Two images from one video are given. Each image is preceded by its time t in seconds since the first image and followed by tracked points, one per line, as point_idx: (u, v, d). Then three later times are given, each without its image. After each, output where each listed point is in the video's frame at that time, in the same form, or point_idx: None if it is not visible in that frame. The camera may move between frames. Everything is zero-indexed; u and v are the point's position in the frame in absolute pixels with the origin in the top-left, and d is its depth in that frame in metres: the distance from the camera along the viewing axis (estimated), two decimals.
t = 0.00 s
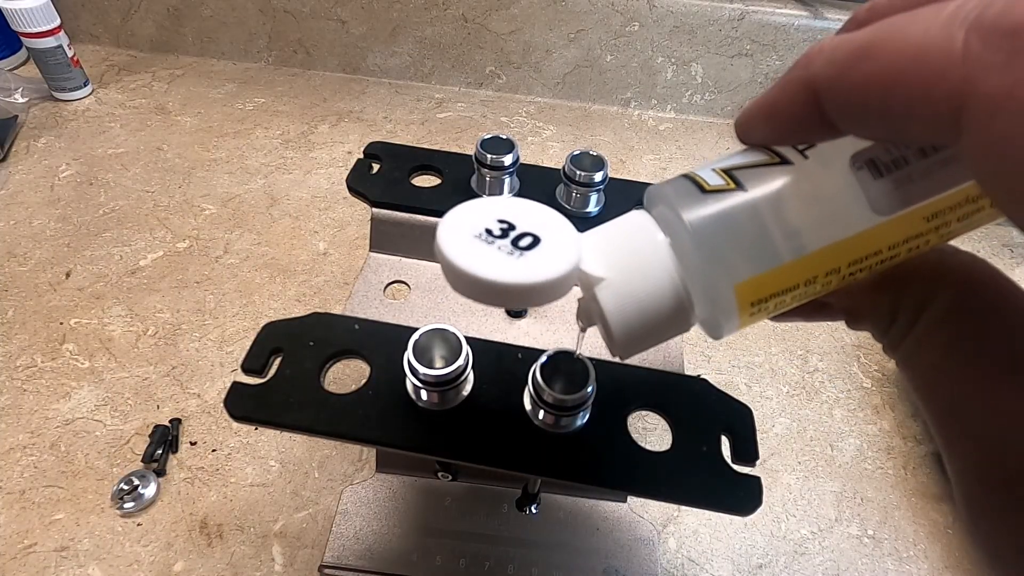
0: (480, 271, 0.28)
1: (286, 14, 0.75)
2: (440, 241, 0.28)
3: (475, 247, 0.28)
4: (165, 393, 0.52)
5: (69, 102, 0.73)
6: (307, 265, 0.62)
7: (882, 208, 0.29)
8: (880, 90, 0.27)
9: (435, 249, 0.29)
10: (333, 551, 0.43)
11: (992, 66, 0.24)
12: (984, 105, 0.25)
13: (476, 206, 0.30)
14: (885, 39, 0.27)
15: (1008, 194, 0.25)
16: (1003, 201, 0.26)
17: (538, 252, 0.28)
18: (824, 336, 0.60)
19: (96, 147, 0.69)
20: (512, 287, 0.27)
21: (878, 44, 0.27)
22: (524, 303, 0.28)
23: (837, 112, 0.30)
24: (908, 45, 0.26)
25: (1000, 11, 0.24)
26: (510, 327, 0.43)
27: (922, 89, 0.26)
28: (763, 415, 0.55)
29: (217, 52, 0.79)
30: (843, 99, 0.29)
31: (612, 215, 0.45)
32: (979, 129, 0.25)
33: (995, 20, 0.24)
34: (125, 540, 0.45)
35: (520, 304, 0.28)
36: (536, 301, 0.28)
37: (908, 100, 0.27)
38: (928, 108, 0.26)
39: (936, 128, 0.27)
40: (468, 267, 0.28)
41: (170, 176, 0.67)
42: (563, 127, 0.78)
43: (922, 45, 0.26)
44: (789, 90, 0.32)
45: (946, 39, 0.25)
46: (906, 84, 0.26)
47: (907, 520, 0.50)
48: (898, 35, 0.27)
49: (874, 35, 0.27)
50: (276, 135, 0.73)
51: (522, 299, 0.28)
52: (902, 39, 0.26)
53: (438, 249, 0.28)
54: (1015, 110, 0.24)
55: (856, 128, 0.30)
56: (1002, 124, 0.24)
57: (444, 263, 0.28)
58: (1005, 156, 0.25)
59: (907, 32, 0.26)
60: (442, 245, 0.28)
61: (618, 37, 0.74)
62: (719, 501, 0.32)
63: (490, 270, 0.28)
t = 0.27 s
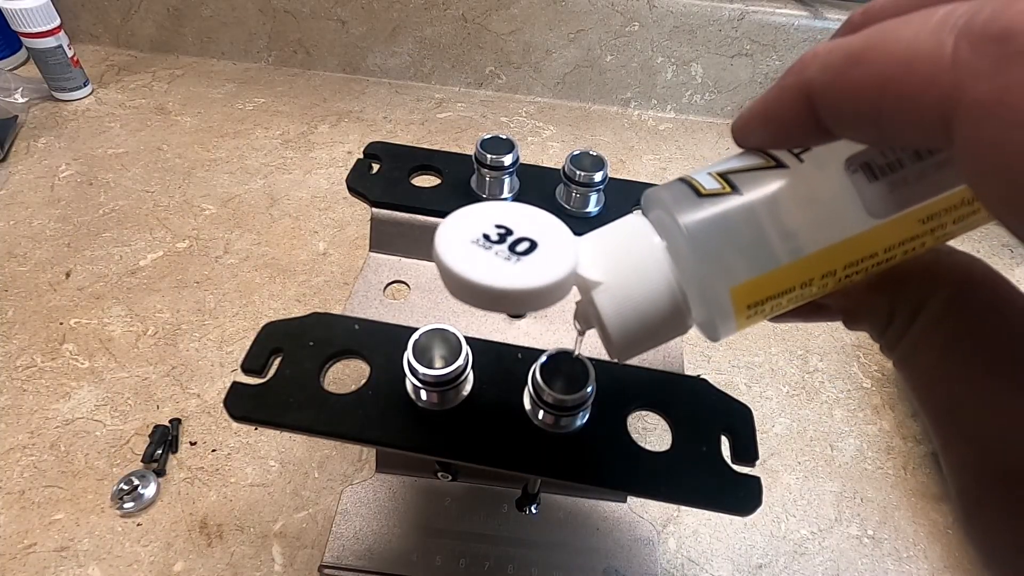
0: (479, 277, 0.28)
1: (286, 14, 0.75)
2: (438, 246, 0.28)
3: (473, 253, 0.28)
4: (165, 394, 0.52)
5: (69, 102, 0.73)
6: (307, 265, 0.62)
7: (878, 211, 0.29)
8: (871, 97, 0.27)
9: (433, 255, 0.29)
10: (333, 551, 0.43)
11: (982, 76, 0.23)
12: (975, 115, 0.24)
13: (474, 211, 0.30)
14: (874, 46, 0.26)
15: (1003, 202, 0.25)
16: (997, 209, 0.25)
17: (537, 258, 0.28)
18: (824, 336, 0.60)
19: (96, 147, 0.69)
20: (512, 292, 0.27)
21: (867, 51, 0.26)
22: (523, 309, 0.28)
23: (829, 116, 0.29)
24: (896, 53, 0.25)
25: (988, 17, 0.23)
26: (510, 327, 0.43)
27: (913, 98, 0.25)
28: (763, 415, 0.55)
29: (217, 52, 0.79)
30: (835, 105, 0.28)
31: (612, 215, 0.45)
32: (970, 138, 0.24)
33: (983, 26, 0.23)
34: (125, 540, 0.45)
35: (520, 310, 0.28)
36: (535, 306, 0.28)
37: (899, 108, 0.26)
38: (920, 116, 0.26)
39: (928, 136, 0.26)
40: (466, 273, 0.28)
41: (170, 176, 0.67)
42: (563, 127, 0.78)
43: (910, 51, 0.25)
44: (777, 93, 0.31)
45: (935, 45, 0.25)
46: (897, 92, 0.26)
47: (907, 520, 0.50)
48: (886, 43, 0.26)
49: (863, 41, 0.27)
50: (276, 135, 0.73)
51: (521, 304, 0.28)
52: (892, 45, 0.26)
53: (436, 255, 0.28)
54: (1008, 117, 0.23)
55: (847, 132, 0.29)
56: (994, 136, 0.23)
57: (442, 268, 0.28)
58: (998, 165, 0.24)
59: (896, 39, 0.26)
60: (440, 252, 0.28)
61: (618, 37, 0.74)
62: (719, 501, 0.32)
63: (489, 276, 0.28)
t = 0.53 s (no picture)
0: (482, 263, 0.28)
1: (286, 14, 0.75)
2: (441, 231, 0.28)
3: (477, 238, 0.28)
4: (165, 394, 0.52)
5: (69, 102, 0.73)
6: (307, 265, 0.62)
7: (889, 201, 0.29)
8: (886, 79, 0.28)
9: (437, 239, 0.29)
10: (333, 551, 0.43)
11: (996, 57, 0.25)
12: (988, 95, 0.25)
13: (478, 196, 0.30)
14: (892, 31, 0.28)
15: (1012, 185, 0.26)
16: (1008, 192, 0.26)
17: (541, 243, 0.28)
18: (824, 336, 0.60)
19: (96, 147, 0.69)
20: (515, 278, 0.27)
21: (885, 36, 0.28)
22: (527, 294, 0.28)
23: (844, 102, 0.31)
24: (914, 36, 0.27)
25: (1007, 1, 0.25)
26: (510, 327, 0.43)
27: (928, 79, 0.27)
28: (763, 415, 0.55)
29: (217, 52, 0.79)
30: (850, 90, 0.30)
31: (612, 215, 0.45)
32: (983, 120, 0.26)
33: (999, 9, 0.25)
34: (125, 540, 0.45)
35: (524, 295, 0.28)
36: (539, 292, 0.28)
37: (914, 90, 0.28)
38: (935, 97, 0.27)
39: (942, 118, 0.28)
40: (470, 258, 0.28)
41: (170, 176, 0.67)
42: (563, 127, 0.78)
43: (932, 32, 0.27)
44: (795, 80, 0.33)
45: (955, 27, 0.26)
46: (912, 73, 0.27)
47: (907, 520, 0.50)
48: (903, 28, 0.27)
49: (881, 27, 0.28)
50: (276, 135, 0.73)
51: (524, 291, 0.28)
52: (907, 30, 0.27)
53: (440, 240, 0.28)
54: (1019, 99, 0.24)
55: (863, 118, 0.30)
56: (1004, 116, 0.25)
57: (445, 254, 0.28)
58: (1009, 146, 0.25)
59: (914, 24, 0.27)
60: (444, 236, 0.28)
61: (618, 37, 0.74)
62: (719, 501, 0.32)
63: (492, 261, 0.28)
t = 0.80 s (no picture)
0: (476, 259, 0.27)
1: (286, 15, 0.75)
2: (434, 228, 0.28)
3: (470, 235, 0.28)
4: (165, 394, 0.52)
5: (69, 102, 0.73)
6: (307, 265, 0.62)
7: (892, 199, 0.29)
8: (886, 72, 0.28)
9: (429, 237, 0.28)
10: (333, 551, 0.43)
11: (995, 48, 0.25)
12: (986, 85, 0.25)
13: (470, 193, 0.30)
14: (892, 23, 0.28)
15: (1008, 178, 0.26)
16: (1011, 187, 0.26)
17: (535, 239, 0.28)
18: (823, 336, 0.60)
19: (96, 147, 0.69)
20: (510, 274, 0.27)
21: (887, 28, 0.28)
22: (521, 291, 0.28)
23: (845, 97, 0.31)
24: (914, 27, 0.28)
25: None
26: (510, 327, 0.43)
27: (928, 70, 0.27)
28: (763, 415, 0.55)
29: (217, 52, 0.79)
30: (851, 83, 0.30)
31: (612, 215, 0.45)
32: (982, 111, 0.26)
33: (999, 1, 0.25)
34: (125, 540, 0.45)
35: (518, 292, 0.28)
36: (533, 289, 0.28)
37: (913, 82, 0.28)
38: (934, 90, 0.27)
39: (942, 111, 0.28)
40: (463, 254, 0.28)
41: (170, 176, 0.67)
42: (563, 127, 0.78)
43: (933, 25, 0.27)
44: (796, 77, 0.34)
45: (957, 18, 0.26)
46: (915, 66, 0.28)
47: (907, 520, 0.50)
48: (903, 19, 0.28)
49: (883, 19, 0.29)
50: (276, 135, 0.73)
51: (519, 287, 0.28)
52: (907, 22, 0.28)
53: (432, 237, 0.28)
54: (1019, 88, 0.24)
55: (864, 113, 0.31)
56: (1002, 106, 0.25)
57: (438, 251, 0.28)
58: (1006, 138, 0.25)
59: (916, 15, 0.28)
60: (436, 233, 0.28)
61: (618, 37, 0.74)
62: (719, 501, 0.32)
63: (486, 257, 0.28)
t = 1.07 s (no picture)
0: (475, 258, 0.27)
1: (285, 14, 0.75)
2: (433, 226, 0.28)
3: (469, 233, 0.28)
4: (165, 394, 0.52)
5: (69, 102, 0.73)
6: (307, 265, 0.62)
7: (890, 199, 0.29)
8: (885, 73, 0.28)
9: (429, 235, 0.28)
10: (333, 551, 0.43)
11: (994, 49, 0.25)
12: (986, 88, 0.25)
13: (470, 191, 0.30)
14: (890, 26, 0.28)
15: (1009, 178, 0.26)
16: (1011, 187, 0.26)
17: (534, 239, 0.28)
18: (823, 336, 0.60)
19: (96, 147, 0.69)
20: (509, 272, 0.27)
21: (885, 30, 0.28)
22: (519, 290, 0.28)
23: (844, 99, 0.31)
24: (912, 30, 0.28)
25: None
26: (510, 327, 0.43)
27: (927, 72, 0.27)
28: (763, 415, 0.55)
29: (217, 52, 0.79)
30: (850, 85, 0.30)
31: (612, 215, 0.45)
32: (981, 113, 0.26)
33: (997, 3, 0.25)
34: (125, 540, 0.45)
35: (516, 291, 0.28)
36: (532, 288, 0.28)
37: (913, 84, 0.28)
38: (934, 92, 0.27)
39: (942, 112, 0.28)
40: (463, 253, 0.28)
41: (171, 176, 0.67)
42: (563, 127, 0.78)
43: (931, 26, 0.27)
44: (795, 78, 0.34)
45: (956, 20, 0.26)
46: (914, 67, 0.28)
47: (907, 520, 0.50)
48: (901, 22, 0.28)
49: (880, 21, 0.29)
50: (276, 135, 0.73)
51: (518, 286, 0.28)
52: (906, 23, 0.28)
53: (432, 236, 0.28)
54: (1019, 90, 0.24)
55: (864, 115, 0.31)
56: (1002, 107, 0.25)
57: (438, 249, 0.28)
58: (1005, 138, 0.25)
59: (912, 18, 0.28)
60: (435, 231, 0.28)
61: (618, 37, 0.74)
62: (719, 501, 0.32)
63: (486, 255, 0.27)
